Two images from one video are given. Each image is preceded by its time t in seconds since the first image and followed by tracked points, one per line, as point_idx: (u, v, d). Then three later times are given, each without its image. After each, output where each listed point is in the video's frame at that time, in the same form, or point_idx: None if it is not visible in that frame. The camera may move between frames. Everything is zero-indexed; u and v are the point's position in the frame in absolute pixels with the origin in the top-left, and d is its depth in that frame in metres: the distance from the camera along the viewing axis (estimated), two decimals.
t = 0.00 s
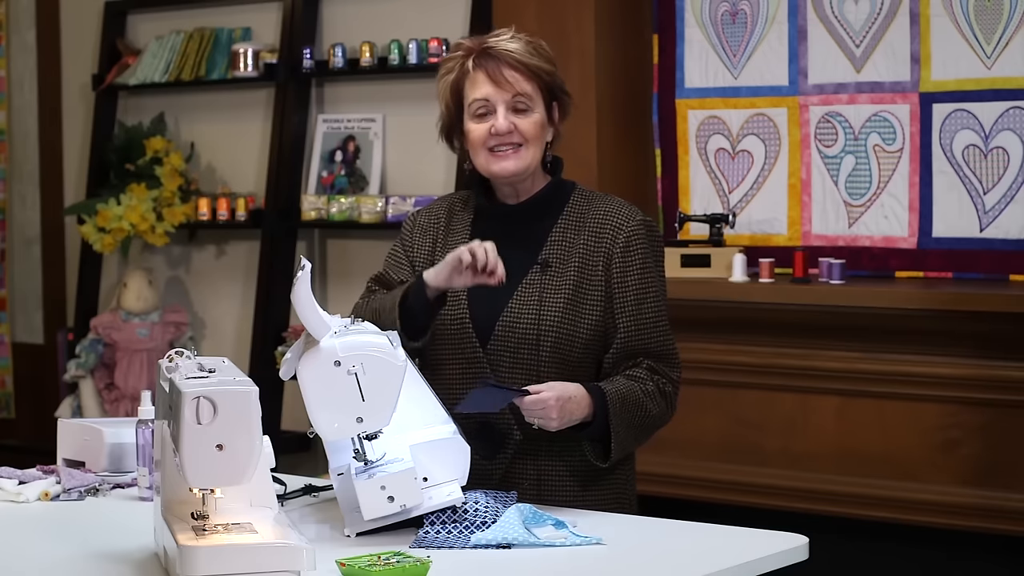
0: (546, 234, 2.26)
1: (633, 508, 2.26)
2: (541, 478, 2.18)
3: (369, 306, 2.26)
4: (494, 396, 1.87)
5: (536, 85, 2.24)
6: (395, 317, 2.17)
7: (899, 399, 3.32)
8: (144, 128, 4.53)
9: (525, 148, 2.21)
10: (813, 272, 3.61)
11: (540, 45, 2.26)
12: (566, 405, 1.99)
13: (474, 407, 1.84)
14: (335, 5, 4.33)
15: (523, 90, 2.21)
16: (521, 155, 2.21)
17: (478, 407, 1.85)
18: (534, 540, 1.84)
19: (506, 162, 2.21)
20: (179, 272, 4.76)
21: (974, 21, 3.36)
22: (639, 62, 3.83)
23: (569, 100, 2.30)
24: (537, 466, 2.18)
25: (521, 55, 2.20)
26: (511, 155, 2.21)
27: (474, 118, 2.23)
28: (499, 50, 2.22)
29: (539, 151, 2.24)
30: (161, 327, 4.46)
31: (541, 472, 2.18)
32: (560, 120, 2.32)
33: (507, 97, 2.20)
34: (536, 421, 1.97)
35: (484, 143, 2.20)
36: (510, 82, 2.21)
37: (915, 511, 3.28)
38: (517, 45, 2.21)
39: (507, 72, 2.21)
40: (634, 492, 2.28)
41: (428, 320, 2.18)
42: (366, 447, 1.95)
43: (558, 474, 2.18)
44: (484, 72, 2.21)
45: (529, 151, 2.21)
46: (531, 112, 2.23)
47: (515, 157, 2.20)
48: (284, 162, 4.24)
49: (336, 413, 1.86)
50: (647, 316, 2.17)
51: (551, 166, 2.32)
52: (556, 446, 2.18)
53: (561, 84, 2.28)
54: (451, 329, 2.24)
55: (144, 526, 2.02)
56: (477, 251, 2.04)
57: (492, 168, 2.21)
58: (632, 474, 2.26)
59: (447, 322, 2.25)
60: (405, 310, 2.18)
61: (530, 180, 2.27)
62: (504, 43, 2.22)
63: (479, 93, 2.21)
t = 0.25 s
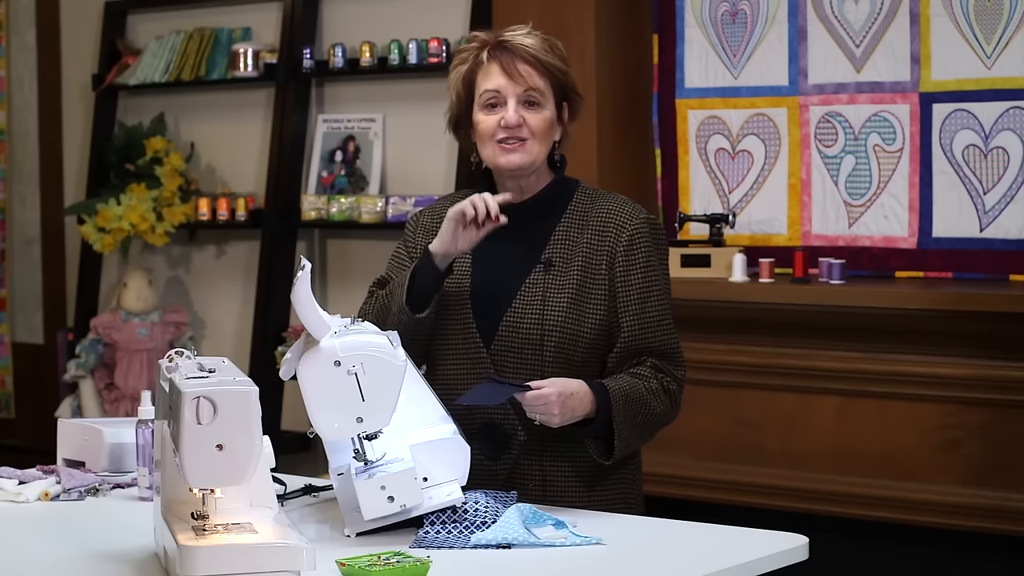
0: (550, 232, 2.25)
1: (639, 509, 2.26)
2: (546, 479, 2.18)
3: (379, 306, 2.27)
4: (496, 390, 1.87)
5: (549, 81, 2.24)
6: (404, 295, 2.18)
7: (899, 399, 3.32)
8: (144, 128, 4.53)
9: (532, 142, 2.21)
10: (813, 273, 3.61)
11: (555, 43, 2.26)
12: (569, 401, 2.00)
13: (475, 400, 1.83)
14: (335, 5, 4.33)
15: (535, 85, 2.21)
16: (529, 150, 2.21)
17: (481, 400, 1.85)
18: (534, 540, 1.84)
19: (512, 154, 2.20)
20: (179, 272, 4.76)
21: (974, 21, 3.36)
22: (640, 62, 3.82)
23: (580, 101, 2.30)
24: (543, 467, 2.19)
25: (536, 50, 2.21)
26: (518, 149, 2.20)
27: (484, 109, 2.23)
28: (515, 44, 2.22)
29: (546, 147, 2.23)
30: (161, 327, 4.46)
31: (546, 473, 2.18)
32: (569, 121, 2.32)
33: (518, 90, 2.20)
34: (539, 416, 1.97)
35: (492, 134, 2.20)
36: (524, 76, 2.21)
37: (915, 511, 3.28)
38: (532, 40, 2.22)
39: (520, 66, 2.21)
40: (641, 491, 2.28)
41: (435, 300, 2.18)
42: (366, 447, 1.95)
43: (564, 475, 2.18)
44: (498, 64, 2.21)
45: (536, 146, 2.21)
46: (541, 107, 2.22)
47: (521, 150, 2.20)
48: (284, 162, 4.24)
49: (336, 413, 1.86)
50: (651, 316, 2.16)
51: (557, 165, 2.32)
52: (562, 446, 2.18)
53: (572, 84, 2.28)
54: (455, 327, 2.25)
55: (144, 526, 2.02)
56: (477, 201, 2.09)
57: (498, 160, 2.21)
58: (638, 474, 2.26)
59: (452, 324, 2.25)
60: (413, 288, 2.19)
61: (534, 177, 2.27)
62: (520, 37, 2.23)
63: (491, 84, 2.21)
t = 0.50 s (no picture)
0: (557, 231, 2.25)
1: (651, 510, 2.24)
2: (554, 481, 2.18)
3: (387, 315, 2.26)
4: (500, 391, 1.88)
5: (560, 81, 2.24)
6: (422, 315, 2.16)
7: (899, 399, 3.32)
8: (144, 128, 4.54)
9: (541, 143, 2.21)
10: (813, 273, 3.61)
11: (567, 42, 2.27)
12: (571, 401, 1.99)
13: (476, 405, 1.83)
14: (335, 5, 4.33)
15: (546, 85, 2.21)
16: (536, 151, 2.21)
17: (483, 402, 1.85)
18: (533, 540, 1.84)
19: (520, 156, 2.21)
20: (179, 272, 4.76)
21: (974, 21, 3.36)
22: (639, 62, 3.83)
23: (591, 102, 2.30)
24: (551, 467, 2.19)
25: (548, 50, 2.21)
26: (527, 150, 2.21)
27: (494, 108, 2.23)
28: (527, 43, 2.22)
29: (555, 148, 2.24)
30: (161, 327, 4.46)
31: (554, 474, 2.18)
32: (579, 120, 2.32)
33: (529, 90, 2.21)
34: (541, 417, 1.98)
35: (501, 134, 2.21)
36: (535, 76, 2.21)
37: (915, 511, 3.28)
38: (544, 40, 2.22)
39: (531, 66, 2.21)
40: (652, 492, 2.26)
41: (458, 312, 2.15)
42: (366, 447, 1.95)
43: (571, 476, 2.18)
44: (509, 63, 2.21)
45: (544, 147, 2.22)
46: (551, 108, 2.23)
47: (530, 151, 2.21)
48: (284, 162, 4.24)
49: (336, 413, 1.86)
50: (658, 313, 2.16)
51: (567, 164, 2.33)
52: (570, 446, 2.18)
53: (584, 84, 2.28)
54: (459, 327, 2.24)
55: (144, 526, 2.02)
56: (498, 251, 2.05)
57: (506, 161, 2.22)
58: (649, 474, 2.24)
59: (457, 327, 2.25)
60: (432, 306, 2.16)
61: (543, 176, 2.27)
62: (532, 36, 2.23)
63: (502, 83, 2.21)
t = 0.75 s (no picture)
0: (569, 230, 2.26)
1: (669, 510, 2.24)
2: (568, 482, 2.18)
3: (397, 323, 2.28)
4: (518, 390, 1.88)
5: (569, 86, 2.24)
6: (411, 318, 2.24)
7: (899, 399, 3.32)
8: (144, 128, 4.54)
9: (548, 151, 2.22)
10: (813, 273, 3.61)
11: (577, 44, 2.26)
12: (590, 400, 1.99)
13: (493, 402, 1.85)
14: (335, 5, 4.33)
15: (554, 92, 2.21)
16: (544, 159, 2.22)
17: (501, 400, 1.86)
18: (534, 540, 1.84)
19: (527, 164, 2.22)
20: (179, 272, 4.76)
21: (974, 21, 3.36)
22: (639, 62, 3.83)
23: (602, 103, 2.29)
24: (566, 469, 2.19)
25: (555, 55, 2.20)
26: (534, 159, 2.22)
27: (502, 115, 2.24)
28: (535, 47, 2.22)
29: (563, 155, 2.25)
30: (161, 327, 4.46)
31: (569, 476, 2.18)
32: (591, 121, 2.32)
33: (536, 98, 2.21)
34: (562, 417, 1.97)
35: (508, 142, 2.22)
36: (542, 83, 2.21)
37: (915, 511, 3.28)
38: (552, 44, 2.21)
39: (539, 71, 2.21)
40: (669, 491, 2.26)
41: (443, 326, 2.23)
42: (366, 447, 1.95)
43: (588, 477, 2.18)
44: (517, 69, 2.22)
45: (553, 155, 2.23)
46: (559, 114, 2.23)
47: (537, 160, 2.22)
48: (284, 162, 4.24)
49: (335, 413, 1.86)
50: (674, 310, 2.16)
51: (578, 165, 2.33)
52: (586, 446, 2.18)
53: (594, 86, 2.27)
54: (471, 327, 2.26)
55: (144, 526, 2.02)
56: (463, 233, 2.12)
57: (514, 168, 2.23)
58: (666, 473, 2.24)
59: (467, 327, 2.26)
60: (418, 314, 2.24)
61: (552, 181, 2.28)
62: (540, 40, 2.22)
63: (509, 90, 2.22)
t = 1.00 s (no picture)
0: (579, 230, 2.26)
1: (682, 511, 2.24)
2: (581, 485, 2.19)
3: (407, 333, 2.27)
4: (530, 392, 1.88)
5: (580, 86, 2.24)
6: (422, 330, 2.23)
7: (899, 399, 3.32)
8: (144, 128, 4.54)
9: (558, 150, 2.22)
10: (813, 273, 3.61)
11: (589, 44, 2.25)
12: (599, 403, 1.99)
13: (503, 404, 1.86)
14: (335, 5, 4.33)
15: (565, 91, 2.21)
16: (553, 158, 2.22)
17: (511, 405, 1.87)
18: (534, 540, 1.84)
19: (536, 162, 2.22)
20: (179, 272, 4.76)
21: (974, 21, 3.36)
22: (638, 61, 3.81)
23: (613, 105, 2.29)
24: (578, 472, 2.19)
25: (567, 54, 2.20)
26: (543, 157, 2.22)
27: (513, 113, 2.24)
28: (547, 46, 2.22)
29: (573, 154, 2.24)
30: (161, 327, 4.46)
31: (581, 478, 2.19)
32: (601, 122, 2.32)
33: (547, 97, 2.21)
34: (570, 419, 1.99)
35: (518, 140, 2.21)
36: (553, 82, 2.21)
37: (915, 511, 3.28)
38: (565, 43, 2.21)
39: (551, 70, 2.21)
40: (682, 492, 2.26)
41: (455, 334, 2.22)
42: (365, 447, 1.95)
43: (600, 479, 2.19)
44: (529, 67, 2.21)
45: (562, 154, 2.22)
46: (569, 114, 2.23)
47: (546, 159, 2.22)
48: (284, 162, 4.24)
49: (335, 413, 1.86)
50: (685, 310, 2.16)
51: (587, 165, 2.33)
52: (598, 448, 2.19)
53: (606, 86, 2.27)
54: (482, 328, 2.25)
55: (144, 526, 2.02)
56: (469, 246, 2.10)
57: (522, 166, 2.23)
58: (679, 474, 2.24)
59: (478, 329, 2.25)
60: (429, 322, 2.23)
61: (561, 180, 2.28)
62: (553, 38, 2.22)
63: (520, 88, 2.21)
